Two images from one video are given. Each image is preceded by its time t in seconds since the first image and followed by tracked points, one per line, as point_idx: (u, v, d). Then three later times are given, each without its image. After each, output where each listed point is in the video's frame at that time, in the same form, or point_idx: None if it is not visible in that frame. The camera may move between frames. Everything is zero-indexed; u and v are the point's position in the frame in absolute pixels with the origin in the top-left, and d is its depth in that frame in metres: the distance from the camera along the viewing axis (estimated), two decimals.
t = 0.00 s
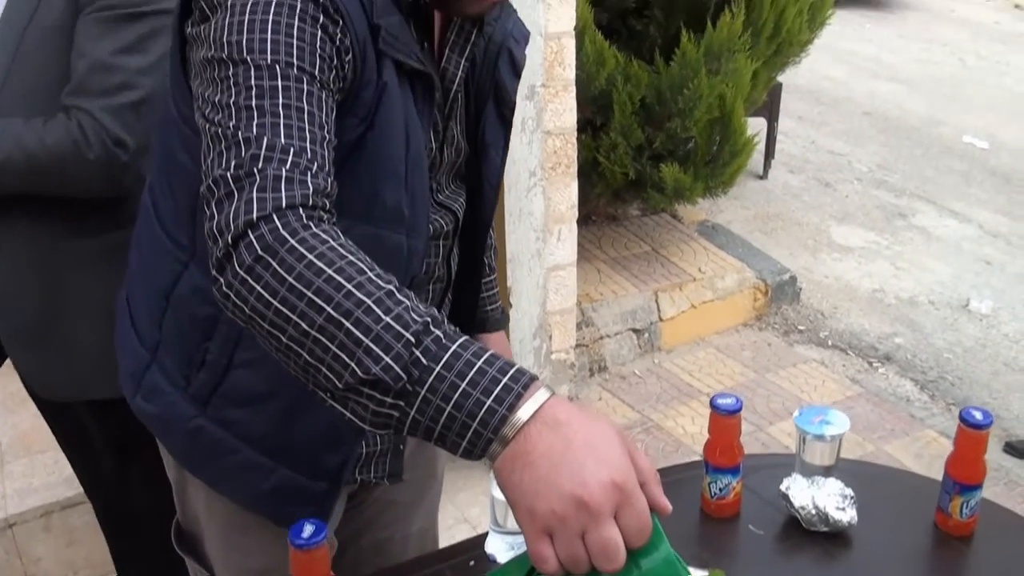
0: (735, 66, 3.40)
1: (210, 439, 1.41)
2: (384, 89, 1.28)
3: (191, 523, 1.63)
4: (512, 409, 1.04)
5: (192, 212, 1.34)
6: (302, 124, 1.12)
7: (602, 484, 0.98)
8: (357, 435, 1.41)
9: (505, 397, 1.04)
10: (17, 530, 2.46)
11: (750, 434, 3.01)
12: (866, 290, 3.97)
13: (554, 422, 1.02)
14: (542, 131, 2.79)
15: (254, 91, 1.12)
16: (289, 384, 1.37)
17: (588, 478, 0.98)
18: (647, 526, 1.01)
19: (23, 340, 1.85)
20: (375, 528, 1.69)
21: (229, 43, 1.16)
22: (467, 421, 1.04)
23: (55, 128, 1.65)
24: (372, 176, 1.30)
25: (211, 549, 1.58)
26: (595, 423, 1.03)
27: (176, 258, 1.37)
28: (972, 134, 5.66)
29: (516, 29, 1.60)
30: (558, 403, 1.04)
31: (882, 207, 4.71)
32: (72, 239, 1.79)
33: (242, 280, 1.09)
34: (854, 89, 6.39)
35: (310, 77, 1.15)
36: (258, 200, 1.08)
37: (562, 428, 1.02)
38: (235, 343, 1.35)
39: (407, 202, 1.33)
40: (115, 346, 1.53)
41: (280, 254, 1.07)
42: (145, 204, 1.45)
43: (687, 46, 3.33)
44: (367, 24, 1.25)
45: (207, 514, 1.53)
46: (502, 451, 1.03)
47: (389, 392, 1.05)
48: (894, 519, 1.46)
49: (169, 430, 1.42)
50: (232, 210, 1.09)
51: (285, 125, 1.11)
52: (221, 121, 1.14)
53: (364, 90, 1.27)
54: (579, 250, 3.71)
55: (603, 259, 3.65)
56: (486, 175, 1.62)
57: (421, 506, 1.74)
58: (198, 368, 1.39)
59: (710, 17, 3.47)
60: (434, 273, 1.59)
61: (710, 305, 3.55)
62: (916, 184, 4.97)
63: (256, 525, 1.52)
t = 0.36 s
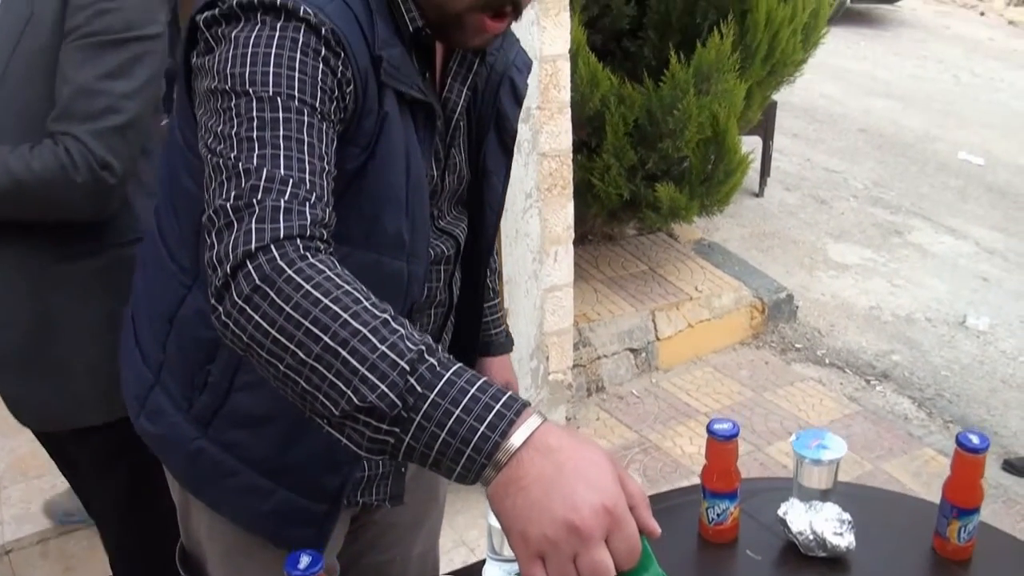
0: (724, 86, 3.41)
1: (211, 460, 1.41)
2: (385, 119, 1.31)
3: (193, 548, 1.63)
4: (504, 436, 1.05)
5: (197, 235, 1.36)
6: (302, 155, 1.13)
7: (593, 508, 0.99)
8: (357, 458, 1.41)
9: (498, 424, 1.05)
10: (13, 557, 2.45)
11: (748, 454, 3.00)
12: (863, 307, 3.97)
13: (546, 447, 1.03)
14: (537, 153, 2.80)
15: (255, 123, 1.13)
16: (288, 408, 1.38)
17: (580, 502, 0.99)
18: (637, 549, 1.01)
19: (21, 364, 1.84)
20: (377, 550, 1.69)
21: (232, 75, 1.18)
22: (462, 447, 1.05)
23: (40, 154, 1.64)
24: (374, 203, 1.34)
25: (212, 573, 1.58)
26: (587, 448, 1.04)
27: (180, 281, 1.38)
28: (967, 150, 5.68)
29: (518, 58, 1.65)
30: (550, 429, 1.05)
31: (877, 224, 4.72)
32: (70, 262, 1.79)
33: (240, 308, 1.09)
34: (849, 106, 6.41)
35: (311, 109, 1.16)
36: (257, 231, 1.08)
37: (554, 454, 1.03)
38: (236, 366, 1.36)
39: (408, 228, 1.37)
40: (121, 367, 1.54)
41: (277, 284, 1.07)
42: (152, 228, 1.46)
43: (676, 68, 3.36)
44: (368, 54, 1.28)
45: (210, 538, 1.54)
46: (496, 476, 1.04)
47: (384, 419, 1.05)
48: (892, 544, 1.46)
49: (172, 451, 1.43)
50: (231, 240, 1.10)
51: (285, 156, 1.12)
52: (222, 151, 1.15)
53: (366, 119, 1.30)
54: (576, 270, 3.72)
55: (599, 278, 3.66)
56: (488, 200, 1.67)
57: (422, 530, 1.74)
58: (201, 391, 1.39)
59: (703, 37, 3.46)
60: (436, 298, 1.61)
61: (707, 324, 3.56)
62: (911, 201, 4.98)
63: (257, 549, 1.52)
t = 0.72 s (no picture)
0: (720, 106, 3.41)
1: (213, 485, 1.41)
2: (385, 148, 1.32)
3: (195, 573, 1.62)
4: (495, 464, 1.05)
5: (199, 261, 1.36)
6: (299, 188, 1.13)
7: (581, 536, 1.00)
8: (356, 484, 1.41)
9: (489, 452, 1.05)
10: None
11: (748, 475, 3.00)
12: (862, 324, 3.97)
13: (536, 475, 1.04)
14: (534, 174, 2.81)
15: (254, 155, 1.14)
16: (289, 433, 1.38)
17: (568, 530, 1.00)
18: None
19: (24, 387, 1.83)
20: None
21: (232, 107, 1.19)
22: (452, 475, 1.05)
23: (38, 187, 1.64)
24: (375, 230, 1.35)
25: None
26: (576, 477, 1.05)
27: (184, 307, 1.39)
28: (964, 166, 5.70)
29: (519, 87, 1.67)
30: (540, 457, 1.06)
31: (875, 240, 4.73)
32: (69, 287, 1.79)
33: (235, 338, 1.09)
34: (845, 123, 6.43)
35: (309, 141, 1.17)
36: (252, 262, 1.08)
37: (543, 482, 1.03)
38: (238, 392, 1.36)
39: (407, 255, 1.38)
40: (126, 392, 1.55)
41: (272, 315, 1.07)
42: (157, 254, 1.47)
43: (670, 89, 3.38)
44: (369, 83, 1.30)
45: (212, 563, 1.54)
46: (487, 504, 1.05)
47: (376, 448, 1.06)
48: (892, 570, 1.46)
49: (175, 474, 1.43)
50: (227, 271, 1.10)
51: (282, 188, 1.12)
52: (221, 183, 1.15)
53: (366, 148, 1.31)
54: (574, 289, 3.72)
55: (597, 298, 3.66)
56: (490, 228, 1.67)
57: (425, 555, 1.74)
58: (203, 415, 1.39)
59: (699, 58, 3.47)
60: (436, 323, 1.61)
61: (706, 343, 3.55)
62: (909, 218, 4.99)
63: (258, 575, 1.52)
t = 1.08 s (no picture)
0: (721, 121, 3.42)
1: (213, 504, 1.41)
2: (383, 170, 1.33)
3: None
4: (485, 487, 1.07)
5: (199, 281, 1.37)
6: (295, 212, 1.13)
7: (570, 562, 1.03)
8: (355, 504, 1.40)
9: (479, 475, 1.07)
10: None
11: (748, 491, 2.99)
12: (861, 338, 3.97)
13: (525, 498, 1.06)
14: (533, 190, 2.82)
15: (251, 178, 1.15)
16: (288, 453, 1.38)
17: (558, 555, 1.03)
18: None
19: (25, 406, 1.82)
20: None
21: (230, 130, 1.20)
22: (443, 498, 1.06)
23: (38, 215, 1.64)
24: (373, 251, 1.35)
25: None
26: (564, 498, 1.07)
27: (185, 326, 1.39)
28: (963, 179, 5.70)
29: (520, 108, 1.67)
30: (529, 478, 1.08)
31: (875, 254, 4.73)
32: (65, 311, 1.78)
33: (230, 363, 1.10)
34: (843, 136, 6.44)
35: (306, 164, 1.18)
36: (247, 287, 1.09)
37: (532, 505, 1.06)
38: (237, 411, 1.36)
39: (406, 276, 1.38)
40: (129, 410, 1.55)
41: (265, 340, 1.08)
42: (159, 273, 1.47)
43: (670, 105, 3.38)
44: (367, 106, 1.31)
45: None
46: (477, 526, 1.07)
47: (368, 471, 1.07)
48: None
49: (175, 494, 1.43)
50: (223, 295, 1.11)
51: (278, 213, 1.12)
52: (217, 206, 1.16)
53: (364, 171, 1.32)
54: (573, 305, 3.72)
55: (597, 313, 3.67)
56: (491, 248, 1.67)
57: None
58: (203, 435, 1.39)
59: (697, 74, 3.47)
60: (436, 343, 1.61)
61: (706, 358, 3.55)
62: (908, 231, 4.99)
63: None
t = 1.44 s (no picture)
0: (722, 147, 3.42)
1: (212, 535, 1.40)
2: (381, 203, 1.34)
3: None
4: (467, 524, 1.11)
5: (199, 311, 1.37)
6: (287, 249, 1.18)
7: None
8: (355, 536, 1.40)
9: (461, 513, 1.11)
10: None
11: (750, 518, 2.98)
12: (862, 363, 3.96)
13: (506, 536, 1.11)
14: (532, 218, 2.83)
15: (244, 217, 1.19)
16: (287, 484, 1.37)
17: None
18: None
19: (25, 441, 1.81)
20: None
21: (225, 168, 1.24)
22: (426, 536, 1.10)
23: (32, 258, 1.62)
24: (369, 284, 1.35)
25: None
26: (546, 538, 1.12)
27: (186, 356, 1.40)
28: (962, 202, 5.71)
29: (521, 140, 1.67)
30: (510, 516, 1.13)
31: (875, 277, 4.74)
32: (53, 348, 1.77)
33: (219, 400, 1.15)
34: (843, 159, 6.46)
35: (300, 203, 1.21)
36: (237, 324, 1.13)
37: (514, 542, 1.10)
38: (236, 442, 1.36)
39: (403, 308, 1.38)
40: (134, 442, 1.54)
41: (253, 378, 1.13)
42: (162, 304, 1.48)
43: (673, 130, 3.39)
44: (365, 142, 1.33)
45: None
46: (460, 562, 1.11)
47: (354, 508, 1.11)
48: None
49: (175, 524, 1.42)
50: (214, 332, 1.15)
51: (270, 251, 1.16)
52: (211, 243, 1.21)
53: (361, 205, 1.33)
54: (574, 330, 3.72)
55: (597, 338, 3.66)
56: (492, 280, 1.67)
57: None
58: (204, 465, 1.39)
59: (697, 100, 3.48)
60: (436, 373, 1.61)
61: (706, 383, 3.55)
62: (908, 254, 4.99)
63: None
